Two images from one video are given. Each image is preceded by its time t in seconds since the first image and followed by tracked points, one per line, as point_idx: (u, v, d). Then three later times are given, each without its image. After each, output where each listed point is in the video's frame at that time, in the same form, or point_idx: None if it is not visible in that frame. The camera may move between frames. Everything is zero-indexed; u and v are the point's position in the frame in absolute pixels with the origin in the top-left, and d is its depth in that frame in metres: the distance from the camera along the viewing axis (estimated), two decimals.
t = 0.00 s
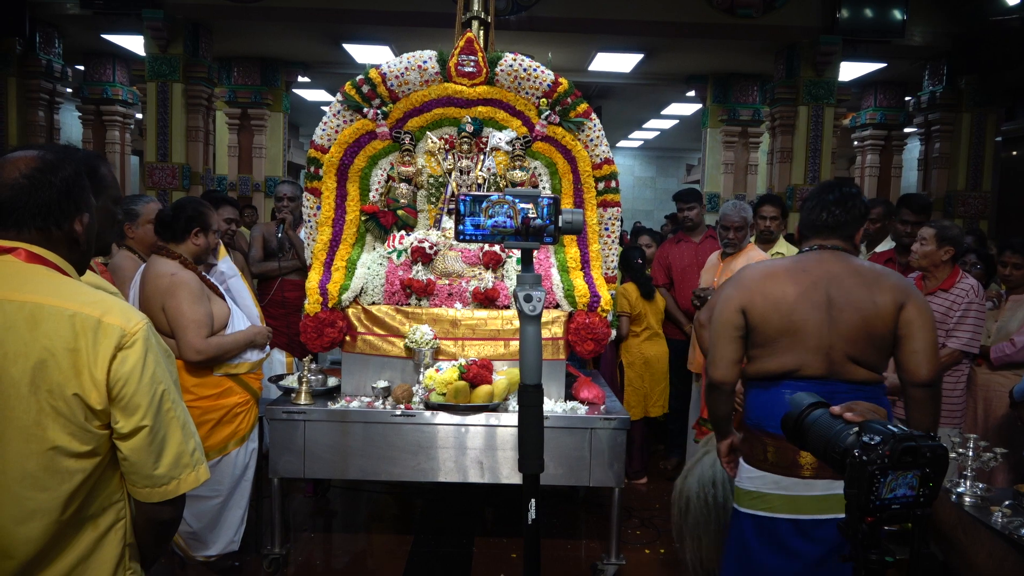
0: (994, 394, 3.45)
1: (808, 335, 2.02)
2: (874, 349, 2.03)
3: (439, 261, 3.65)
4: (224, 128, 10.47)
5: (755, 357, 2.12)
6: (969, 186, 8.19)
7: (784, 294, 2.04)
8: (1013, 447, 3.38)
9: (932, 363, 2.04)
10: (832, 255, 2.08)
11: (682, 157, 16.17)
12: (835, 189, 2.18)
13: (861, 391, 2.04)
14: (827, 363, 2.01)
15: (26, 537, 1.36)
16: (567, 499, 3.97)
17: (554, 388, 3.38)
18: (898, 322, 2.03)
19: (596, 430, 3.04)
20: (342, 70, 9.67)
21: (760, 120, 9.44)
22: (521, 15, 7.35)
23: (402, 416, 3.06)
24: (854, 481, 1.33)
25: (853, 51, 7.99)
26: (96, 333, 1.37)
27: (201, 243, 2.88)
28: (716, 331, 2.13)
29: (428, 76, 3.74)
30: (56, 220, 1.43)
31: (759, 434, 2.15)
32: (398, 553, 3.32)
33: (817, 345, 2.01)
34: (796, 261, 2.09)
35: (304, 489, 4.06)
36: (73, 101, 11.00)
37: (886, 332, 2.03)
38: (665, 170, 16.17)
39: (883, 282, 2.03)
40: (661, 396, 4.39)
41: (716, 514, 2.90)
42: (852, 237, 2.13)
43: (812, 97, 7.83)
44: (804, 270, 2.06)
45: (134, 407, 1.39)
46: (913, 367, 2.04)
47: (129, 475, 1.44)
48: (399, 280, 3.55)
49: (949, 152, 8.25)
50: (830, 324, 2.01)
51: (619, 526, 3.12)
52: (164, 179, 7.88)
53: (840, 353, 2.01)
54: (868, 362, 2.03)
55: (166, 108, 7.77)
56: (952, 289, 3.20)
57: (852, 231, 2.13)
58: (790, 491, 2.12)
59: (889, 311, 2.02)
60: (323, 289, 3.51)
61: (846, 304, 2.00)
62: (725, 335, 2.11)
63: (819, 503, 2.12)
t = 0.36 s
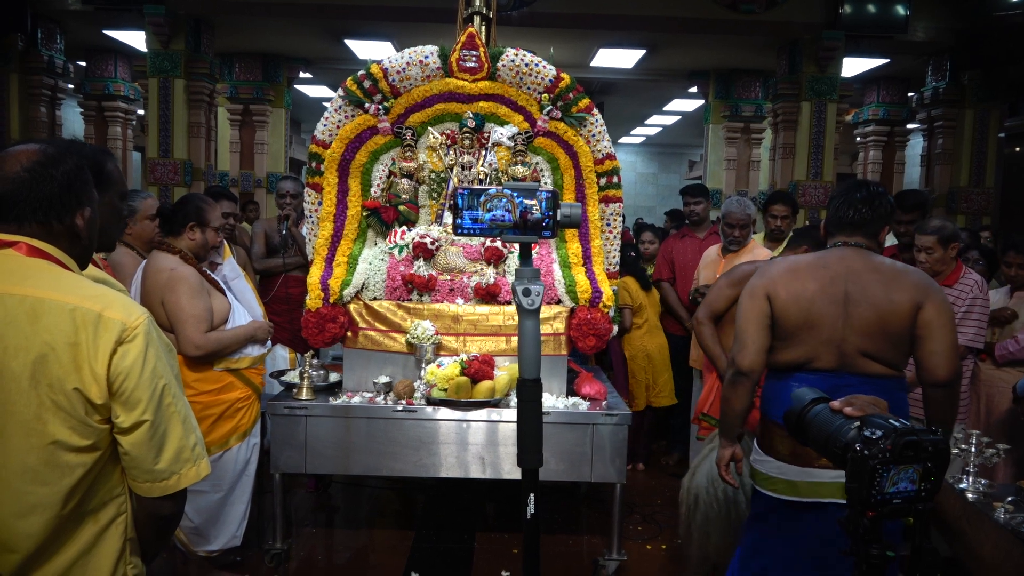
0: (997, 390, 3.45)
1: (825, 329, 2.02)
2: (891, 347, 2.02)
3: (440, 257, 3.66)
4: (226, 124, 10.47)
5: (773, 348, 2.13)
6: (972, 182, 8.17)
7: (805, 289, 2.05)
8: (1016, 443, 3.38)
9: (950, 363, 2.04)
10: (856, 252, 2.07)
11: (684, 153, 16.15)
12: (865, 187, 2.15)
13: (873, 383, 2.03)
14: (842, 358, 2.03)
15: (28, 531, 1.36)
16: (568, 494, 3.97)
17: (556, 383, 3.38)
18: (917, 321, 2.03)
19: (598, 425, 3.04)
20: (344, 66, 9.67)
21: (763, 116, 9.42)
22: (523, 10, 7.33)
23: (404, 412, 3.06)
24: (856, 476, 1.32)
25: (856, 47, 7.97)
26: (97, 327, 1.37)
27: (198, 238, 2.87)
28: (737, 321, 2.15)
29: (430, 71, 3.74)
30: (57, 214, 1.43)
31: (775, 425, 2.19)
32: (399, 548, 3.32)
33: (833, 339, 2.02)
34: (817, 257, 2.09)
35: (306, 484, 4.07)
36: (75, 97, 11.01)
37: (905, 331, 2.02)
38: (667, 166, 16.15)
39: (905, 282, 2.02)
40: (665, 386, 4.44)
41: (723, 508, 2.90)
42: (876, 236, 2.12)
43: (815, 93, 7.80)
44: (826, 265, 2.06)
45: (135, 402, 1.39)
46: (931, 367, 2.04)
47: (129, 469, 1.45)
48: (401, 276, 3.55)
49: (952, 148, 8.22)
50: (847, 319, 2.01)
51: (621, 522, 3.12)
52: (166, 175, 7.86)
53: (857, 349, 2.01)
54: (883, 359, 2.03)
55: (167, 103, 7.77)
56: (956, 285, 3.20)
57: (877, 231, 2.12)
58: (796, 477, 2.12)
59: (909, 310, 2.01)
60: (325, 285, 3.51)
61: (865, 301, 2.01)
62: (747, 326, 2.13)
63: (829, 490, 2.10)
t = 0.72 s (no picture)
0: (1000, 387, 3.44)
1: (791, 319, 2.28)
2: (852, 331, 2.19)
3: (442, 254, 3.65)
4: (227, 121, 10.46)
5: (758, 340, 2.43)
6: (974, 178, 8.15)
7: (775, 284, 2.33)
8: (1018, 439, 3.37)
9: (912, 343, 2.11)
10: (824, 249, 2.29)
11: (686, 149, 16.12)
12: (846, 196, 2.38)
13: (841, 368, 2.20)
14: (809, 343, 2.24)
15: (31, 529, 1.37)
16: (570, 491, 3.97)
17: (558, 380, 3.38)
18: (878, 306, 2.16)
19: (601, 422, 3.04)
20: (345, 63, 9.67)
21: (765, 112, 9.40)
22: (524, 7, 7.32)
23: (406, 409, 3.07)
24: (858, 472, 1.31)
25: (858, 43, 7.96)
26: (99, 325, 1.37)
27: (196, 236, 2.87)
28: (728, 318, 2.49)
29: (431, 69, 3.74)
30: (56, 213, 1.43)
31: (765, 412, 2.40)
32: (402, 546, 3.33)
33: (799, 327, 2.26)
34: (791, 256, 2.35)
35: (308, 481, 4.08)
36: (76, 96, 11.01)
37: (866, 315, 2.16)
38: (668, 162, 16.11)
39: (864, 269, 2.18)
40: (652, 384, 4.60)
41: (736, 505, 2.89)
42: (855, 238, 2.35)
43: (817, 89, 7.78)
44: (794, 263, 2.31)
45: (137, 399, 1.40)
46: (890, 346, 2.12)
47: (132, 467, 1.45)
48: (402, 273, 3.55)
49: (954, 144, 8.21)
50: (809, 307, 2.24)
51: (623, 520, 3.12)
52: (168, 173, 7.86)
53: (819, 335, 2.22)
54: (846, 342, 2.20)
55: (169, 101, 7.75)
56: (958, 281, 3.20)
57: (855, 234, 2.34)
58: (768, 456, 2.36)
59: (868, 294, 2.16)
60: (326, 282, 3.51)
61: (824, 288, 2.21)
62: (734, 323, 2.46)
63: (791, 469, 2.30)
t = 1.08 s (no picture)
0: (1002, 387, 3.44)
1: (765, 303, 2.61)
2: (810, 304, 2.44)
3: (445, 252, 3.66)
4: (230, 118, 10.45)
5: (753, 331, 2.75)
6: (978, 178, 8.14)
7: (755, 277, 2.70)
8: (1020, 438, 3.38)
9: (855, 303, 2.30)
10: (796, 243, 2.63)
11: (689, 148, 16.08)
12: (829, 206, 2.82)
13: (804, 345, 2.45)
14: (779, 320, 2.53)
15: (36, 523, 1.37)
16: (573, 488, 3.98)
17: (561, 377, 3.38)
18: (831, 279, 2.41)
19: (603, 420, 3.05)
20: (348, 60, 9.66)
21: (768, 111, 9.39)
22: (528, 4, 7.31)
23: (408, 406, 3.07)
24: (857, 469, 1.30)
25: (863, 42, 7.94)
26: (104, 319, 1.37)
27: (201, 233, 2.88)
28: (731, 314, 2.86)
29: (435, 66, 3.74)
30: (53, 207, 1.43)
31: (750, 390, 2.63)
32: (404, 541, 3.34)
33: (771, 310, 2.58)
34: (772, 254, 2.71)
35: (311, 477, 4.09)
36: (79, 91, 11.01)
37: (818, 288, 2.42)
38: (672, 161, 16.08)
39: (819, 249, 2.47)
40: (660, 378, 4.70)
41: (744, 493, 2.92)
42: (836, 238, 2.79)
43: (821, 87, 7.77)
44: (770, 258, 2.67)
45: (142, 395, 1.40)
46: (834, 308, 2.34)
47: (136, 461, 1.45)
48: (406, 270, 3.54)
49: (958, 143, 8.20)
50: (777, 290, 2.56)
51: (625, 517, 3.12)
52: (171, 169, 7.85)
53: (785, 312, 2.51)
54: (807, 316, 2.45)
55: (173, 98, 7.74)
56: (961, 280, 3.19)
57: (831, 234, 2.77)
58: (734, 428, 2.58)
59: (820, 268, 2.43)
60: (330, 279, 3.50)
61: (786, 270, 2.54)
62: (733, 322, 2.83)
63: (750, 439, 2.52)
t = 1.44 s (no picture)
0: (1002, 386, 3.43)
1: (762, 300, 2.66)
2: (799, 296, 2.48)
3: (447, 249, 3.68)
4: (233, 115, 10.44)
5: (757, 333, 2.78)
6: (980, 177, 8.14)
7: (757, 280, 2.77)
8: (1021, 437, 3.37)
9: (840, 291, 2.32)
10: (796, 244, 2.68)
11: (691, 146, 16.07)
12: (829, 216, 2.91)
13: (794, 337, 2.47)
14: (772, 314, 2.57)
15: (38, 518, 1.37)
16: (574, 486, 3.99)
17: (563, 375, 3.39)
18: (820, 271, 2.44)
19: (604, 418, 3.05)
20: (351, 57, 9.66)
21: (771, 109, 9.38)
22: (531, 2, 7.30)
23: (409, 403, 3.07)
24: (858, 467, 1.30)
25: (866, 40, 7.93)
26: (105, 316, 1.37)
27: (216, 228, 2.90)
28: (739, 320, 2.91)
29: (437, 63, 3.73)
30: (48, 203, 1.43)
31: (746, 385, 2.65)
32: (404, 538, 3.35)
33: (766, 305, 2.62)
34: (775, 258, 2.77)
35: (313, 474, 4.10)
36: (82, 88, 11.02)
37: (808, 280, 2.45)
38: (674, 159, 16.08)
39: (812, 246, 2.52)
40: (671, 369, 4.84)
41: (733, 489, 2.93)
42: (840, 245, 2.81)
43: (824, 86, 7.77)
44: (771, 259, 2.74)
45: (143, 391, 1.40)
46: (818, 295, 2.36)
47: (137, 458, 1.46)
48: (407, 267, 3.55)
49: (960, 142, 8.19)
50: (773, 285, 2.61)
51: (626, 514, 3.12)
52: (173, 166, 7.85)
53: (778, 306, 2.55)
54: (797, 308, 2.48)
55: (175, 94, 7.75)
56: (963, 279, 3.19)
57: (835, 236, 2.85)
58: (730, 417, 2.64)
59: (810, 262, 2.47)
60: (331, 276, 3.51)
61: (784, 266, 2.59)
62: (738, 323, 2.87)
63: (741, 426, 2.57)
